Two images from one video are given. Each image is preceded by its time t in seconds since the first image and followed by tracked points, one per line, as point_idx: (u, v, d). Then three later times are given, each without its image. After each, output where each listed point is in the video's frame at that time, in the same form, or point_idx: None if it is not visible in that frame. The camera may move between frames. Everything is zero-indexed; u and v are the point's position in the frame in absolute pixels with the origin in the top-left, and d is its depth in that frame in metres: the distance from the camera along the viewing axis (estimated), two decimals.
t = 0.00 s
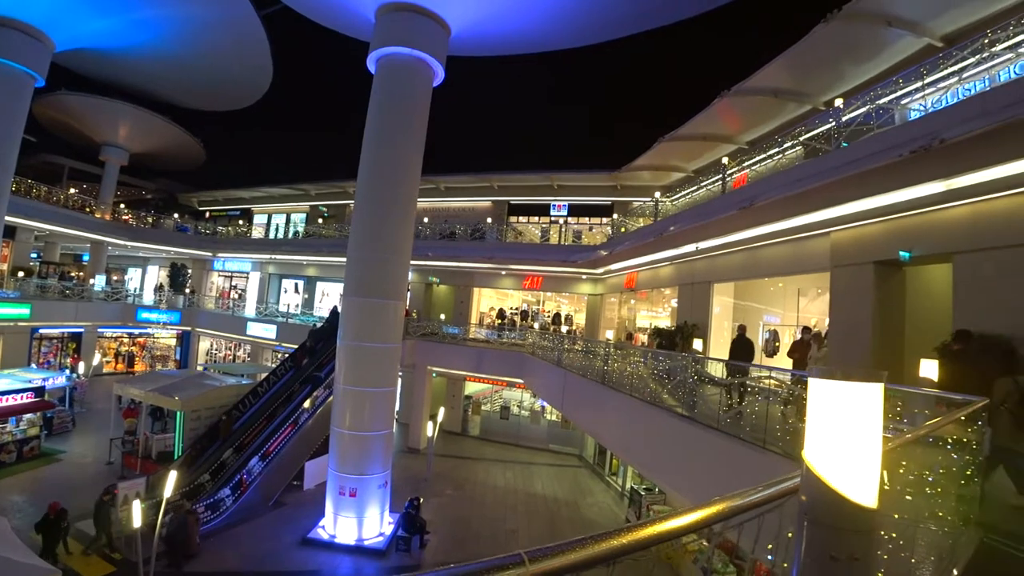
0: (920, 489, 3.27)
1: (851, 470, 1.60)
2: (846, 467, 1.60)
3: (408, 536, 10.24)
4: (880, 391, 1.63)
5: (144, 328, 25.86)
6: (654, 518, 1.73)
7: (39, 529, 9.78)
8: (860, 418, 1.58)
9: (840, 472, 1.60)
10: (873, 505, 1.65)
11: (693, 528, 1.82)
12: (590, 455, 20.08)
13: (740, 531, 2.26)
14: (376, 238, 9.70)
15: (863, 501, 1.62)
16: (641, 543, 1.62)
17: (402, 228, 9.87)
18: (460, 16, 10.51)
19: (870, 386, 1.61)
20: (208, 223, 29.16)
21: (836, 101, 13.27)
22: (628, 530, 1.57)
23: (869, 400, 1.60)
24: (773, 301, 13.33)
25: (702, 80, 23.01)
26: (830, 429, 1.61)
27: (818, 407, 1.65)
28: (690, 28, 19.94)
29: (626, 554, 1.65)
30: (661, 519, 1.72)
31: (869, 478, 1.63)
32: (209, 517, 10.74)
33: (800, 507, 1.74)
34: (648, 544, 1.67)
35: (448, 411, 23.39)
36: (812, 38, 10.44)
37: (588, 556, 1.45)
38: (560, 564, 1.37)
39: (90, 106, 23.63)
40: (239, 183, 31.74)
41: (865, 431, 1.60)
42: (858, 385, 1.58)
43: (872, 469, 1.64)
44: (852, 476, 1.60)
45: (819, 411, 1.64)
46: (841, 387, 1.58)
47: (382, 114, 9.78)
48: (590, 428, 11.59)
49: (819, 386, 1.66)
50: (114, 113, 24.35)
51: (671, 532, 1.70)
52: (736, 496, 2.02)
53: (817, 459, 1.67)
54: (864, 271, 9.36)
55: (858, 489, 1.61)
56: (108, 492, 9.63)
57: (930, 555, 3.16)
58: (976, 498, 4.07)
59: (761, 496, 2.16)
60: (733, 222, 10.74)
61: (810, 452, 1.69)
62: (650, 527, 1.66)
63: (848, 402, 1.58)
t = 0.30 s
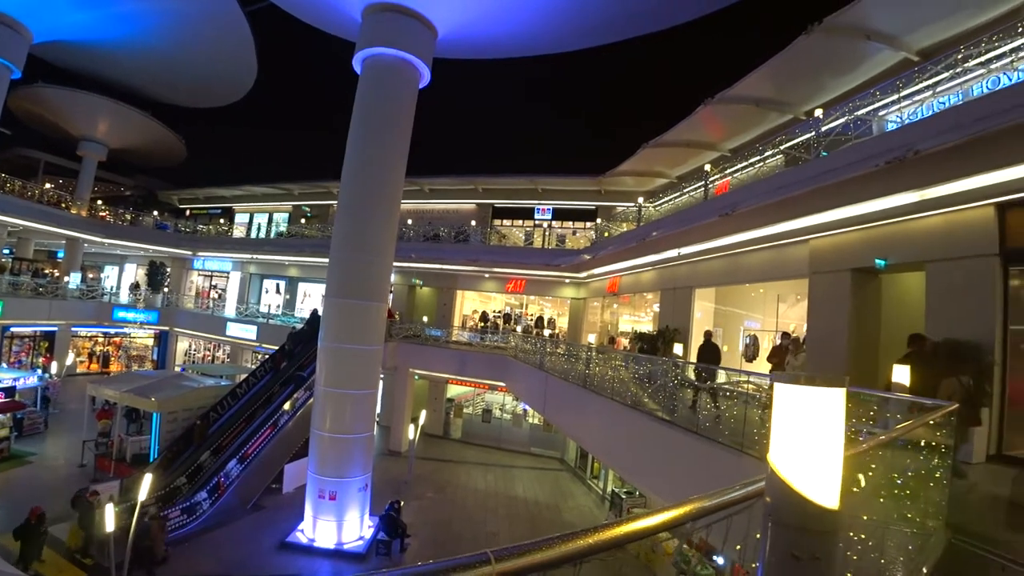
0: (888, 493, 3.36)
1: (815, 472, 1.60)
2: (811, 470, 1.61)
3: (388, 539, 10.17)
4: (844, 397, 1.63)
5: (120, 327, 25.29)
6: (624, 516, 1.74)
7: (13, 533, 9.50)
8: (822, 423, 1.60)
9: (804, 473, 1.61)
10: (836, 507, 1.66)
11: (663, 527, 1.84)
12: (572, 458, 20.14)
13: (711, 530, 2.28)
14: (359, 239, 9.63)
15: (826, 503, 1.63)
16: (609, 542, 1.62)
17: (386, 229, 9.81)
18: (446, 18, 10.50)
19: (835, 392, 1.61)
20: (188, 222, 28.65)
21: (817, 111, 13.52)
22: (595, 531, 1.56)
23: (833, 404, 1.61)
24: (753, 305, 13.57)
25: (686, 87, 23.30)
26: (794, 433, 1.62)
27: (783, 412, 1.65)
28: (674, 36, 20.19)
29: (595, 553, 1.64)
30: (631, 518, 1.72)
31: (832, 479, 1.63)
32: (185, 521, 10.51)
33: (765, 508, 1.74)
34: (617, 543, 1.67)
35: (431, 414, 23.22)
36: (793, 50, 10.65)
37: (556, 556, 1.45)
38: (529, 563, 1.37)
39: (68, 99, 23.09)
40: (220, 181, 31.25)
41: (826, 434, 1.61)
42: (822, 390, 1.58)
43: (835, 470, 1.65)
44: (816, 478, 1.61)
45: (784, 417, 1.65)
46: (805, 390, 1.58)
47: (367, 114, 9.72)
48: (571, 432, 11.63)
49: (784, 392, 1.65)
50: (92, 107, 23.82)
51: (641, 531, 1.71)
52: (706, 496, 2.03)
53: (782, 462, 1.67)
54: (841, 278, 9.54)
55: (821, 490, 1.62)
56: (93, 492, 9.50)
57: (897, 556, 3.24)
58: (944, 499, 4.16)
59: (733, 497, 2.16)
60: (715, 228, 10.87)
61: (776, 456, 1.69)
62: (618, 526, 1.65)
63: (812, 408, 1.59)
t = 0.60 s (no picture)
0: (865, 493, 3.42)
1: (784, 472, 1.53)
2: (781, 470, 1.53)
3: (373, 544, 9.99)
4: (813, 400, 1.56)
5: (98, 329, 24.77)
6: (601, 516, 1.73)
7: None
8: (792, 424, 1.53)
9: (774, 473, 1.54)
10: (806, 506, 1.58)
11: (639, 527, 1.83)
12: (556, 461, 20.18)
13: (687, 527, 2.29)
14: (344, 241, 9.56)
15: (795, 502, 1.56)
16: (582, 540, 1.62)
17: (370, 231, 9.75)
18: (434, 20, 10.48)
19: (804, 394, 1.54)
20: (169, 222, 28.19)
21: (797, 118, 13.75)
22: (569, 529, 1.56)
23: (803, 406, 1.54)
24: (735, 309, 13.81)
25: (670, 93, 23.57)
26: (765, 434, 1.54)
27: (754, 411, 1.58)
28: (659, 42, 20.42)
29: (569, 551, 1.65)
30: (608, 517, 1.71)
31: (802, 478, 1.56)
32: (164, 528, 10.28)
33: (737, 507, 1.65)
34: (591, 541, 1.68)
35: (415, 417, 23.09)
36: (776, 58, 10.83)
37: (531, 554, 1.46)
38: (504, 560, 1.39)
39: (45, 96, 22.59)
40: (202, 182, 30.80)
41: (796, 435, 1.54)
42: (791, 392, 1.51)
43: (805, 469, 1.58)
44: (786, 478, 1.54)
45: (753, 417, 1.58)
46: (775, 393, 1.51)
47: (352, 115, 9.66)
48: (555, 435, 11.64)
49: (755, 392, 1.58)
50: (70, 105, 23.33)
51: (616, 529, 1.70)
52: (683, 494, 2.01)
53: (754, 463, 1.58)
54: (821, 282, 9.69)
55: (789, 489, 1.55)
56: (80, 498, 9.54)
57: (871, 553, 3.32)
58: (919, 498, 4.25)
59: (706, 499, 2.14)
60: (699, 232, 10.99)
61: (748, 458, 1.60)
62: (592, 524, 1.65)
63: (783, 411, 1.52)
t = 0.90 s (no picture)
0: (838, 494, 3.48)
1: (752, 472, 1.51)
2: (748, 470, 1.52)
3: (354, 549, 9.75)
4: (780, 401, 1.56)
5: (73, 331, 24.19)
6: (576, 515, 1.71)
7: None
8: (758, 425, 1.52)
9: (740, 472, 1.52)
10: (773, 505, 1.57)
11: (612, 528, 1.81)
12: (539, 464, 20.19)
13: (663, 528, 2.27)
14: (326, 242, 9.46)
15: (762, 502, 1.54)
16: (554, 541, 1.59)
17: (354, 234, 9.68)
18: (419, 22, 10.46)
19: (769, 395, 1.53)
20: (148, 222, 27.65)
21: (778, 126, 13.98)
22: (539, 530, 1.54)
23: (767, 408, 1.53)
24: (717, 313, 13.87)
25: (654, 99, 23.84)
26: (732, 435, 1.52)
27: (722, 415, 1.56)
28: (643, 49, 20.62)
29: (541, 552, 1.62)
30: (579, 517, 1.69)
31: (768, 477, 1.55)
32: (140, 534, 9.97)
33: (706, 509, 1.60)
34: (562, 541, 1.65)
35: (397, 421, 22.91)
36: (757, 66, 11.00)
37: (501, 554, 1.44)
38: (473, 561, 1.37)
39: (19, 91, 22.00)
40: (181, 181, 30.28)
41: (762, 436, 1.53)
42: (757, 393, 1.51)
43: (772, 470, 1.57)
44: (752, 477, 1.52)
45: (721, 419, 1.56)
46: (742, 396, 1.50)
47: (335, 116, 9.59)
48: (538, 439, 11.63)
49: (723, 395, 1.56)
50: (46, 101, 22.76)
51: (588, 530, 1.67)
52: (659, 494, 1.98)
53: (722, 464, 1.55)
54: (800, 287, 9.84)
55: (756, 489, 1.53)
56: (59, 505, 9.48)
57: (841, 552, 3.38)
58: (893, 499, 4.34)
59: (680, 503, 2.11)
60: (681, 237, 11.10)
61: (717, 459, 1.57)
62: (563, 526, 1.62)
63: (749, 412, 1.51)
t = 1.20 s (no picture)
0: (814, 493, 3.50)
1: (723, 471, 1.53)
2: (721, 470, 1.53)
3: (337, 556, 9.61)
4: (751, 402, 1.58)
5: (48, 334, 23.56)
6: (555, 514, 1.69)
7: None
8: (729, 427, 1.54)
9: (713, 471, 1.53)
10: (745, 505, 1.58)
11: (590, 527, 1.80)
12: (523, 467, 20.18)
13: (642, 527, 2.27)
14: (309, 244, 9.36)
15: (734, 500, 1.55)
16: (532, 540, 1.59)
17: (337, 236, 9.60)
18: (404, 24, 10.44)
19: (741, 397, 1.55)
20: (126, 222, 27.09)
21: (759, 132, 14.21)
22: (517, 529, 1.54)
23: (739, 408, 1.55)
24: (700, 315, 13.75)
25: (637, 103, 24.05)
26: (705, 435, 1.54)
27: (696, 415, 1.57)
28: (627, 53, 20.81)
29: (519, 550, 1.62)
30: (558, 516, 1.68)
31: (741, 476, 1.56)
32: (116, 542, 9.74)
33: (679, 508, 1.60)
34: (541, 541, 1.64)
35: (380, 424, 22.72)
36: (739, 73, 11.18)
37: (477, 553, 1.44)
38: (448, 561, 1.37)
39: None
40: (161, 181, 29.73)
41: (734, 437, 1.55)
42: (728, 395, 1.53)
43: (744, 470, 1.58)
44: (724, 476, 1.54)
45: (696, 421, 1.57)
46: (713, 397, 1.53)
47: (318, 118, 9.50)
48: (521, 442, 11.62)
49: (697, 397, 1.58)
50: (21, 98, 22.19)
51: (567, 528, 1.67)
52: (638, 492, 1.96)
53: (696, 463, 1.56)
54: (780, 290, 10.00)
55: (727, 487, 1.54)
56: (38, 511, 9.00)
57: (816, 550, 3.42)
58: (869, 498, 4.43)
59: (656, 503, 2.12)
60: (664, 240, 11.21)
61: (690, 459, 1.57)
62: (542, 525, 1.62)
63: (721, 413, 1.53)
